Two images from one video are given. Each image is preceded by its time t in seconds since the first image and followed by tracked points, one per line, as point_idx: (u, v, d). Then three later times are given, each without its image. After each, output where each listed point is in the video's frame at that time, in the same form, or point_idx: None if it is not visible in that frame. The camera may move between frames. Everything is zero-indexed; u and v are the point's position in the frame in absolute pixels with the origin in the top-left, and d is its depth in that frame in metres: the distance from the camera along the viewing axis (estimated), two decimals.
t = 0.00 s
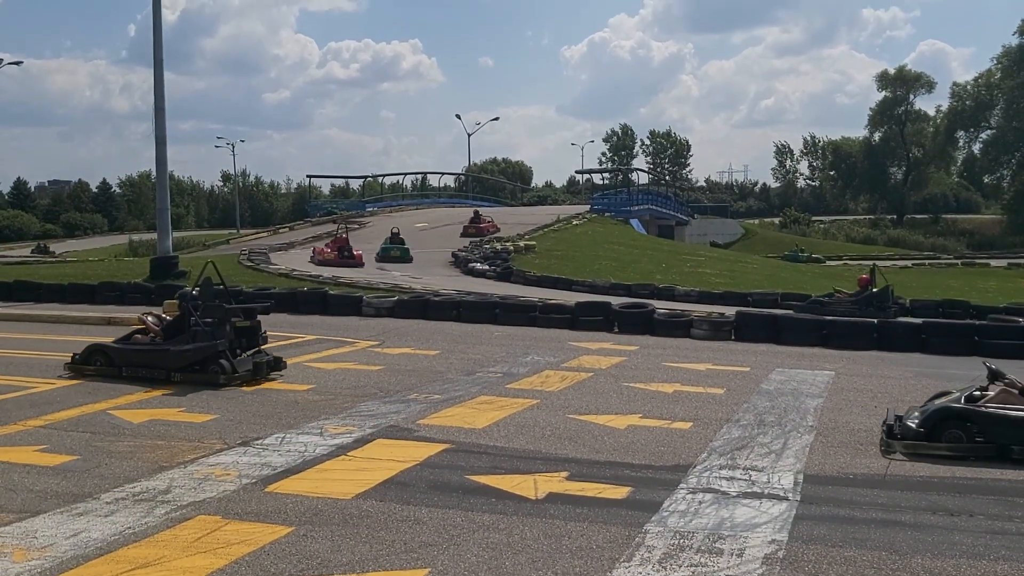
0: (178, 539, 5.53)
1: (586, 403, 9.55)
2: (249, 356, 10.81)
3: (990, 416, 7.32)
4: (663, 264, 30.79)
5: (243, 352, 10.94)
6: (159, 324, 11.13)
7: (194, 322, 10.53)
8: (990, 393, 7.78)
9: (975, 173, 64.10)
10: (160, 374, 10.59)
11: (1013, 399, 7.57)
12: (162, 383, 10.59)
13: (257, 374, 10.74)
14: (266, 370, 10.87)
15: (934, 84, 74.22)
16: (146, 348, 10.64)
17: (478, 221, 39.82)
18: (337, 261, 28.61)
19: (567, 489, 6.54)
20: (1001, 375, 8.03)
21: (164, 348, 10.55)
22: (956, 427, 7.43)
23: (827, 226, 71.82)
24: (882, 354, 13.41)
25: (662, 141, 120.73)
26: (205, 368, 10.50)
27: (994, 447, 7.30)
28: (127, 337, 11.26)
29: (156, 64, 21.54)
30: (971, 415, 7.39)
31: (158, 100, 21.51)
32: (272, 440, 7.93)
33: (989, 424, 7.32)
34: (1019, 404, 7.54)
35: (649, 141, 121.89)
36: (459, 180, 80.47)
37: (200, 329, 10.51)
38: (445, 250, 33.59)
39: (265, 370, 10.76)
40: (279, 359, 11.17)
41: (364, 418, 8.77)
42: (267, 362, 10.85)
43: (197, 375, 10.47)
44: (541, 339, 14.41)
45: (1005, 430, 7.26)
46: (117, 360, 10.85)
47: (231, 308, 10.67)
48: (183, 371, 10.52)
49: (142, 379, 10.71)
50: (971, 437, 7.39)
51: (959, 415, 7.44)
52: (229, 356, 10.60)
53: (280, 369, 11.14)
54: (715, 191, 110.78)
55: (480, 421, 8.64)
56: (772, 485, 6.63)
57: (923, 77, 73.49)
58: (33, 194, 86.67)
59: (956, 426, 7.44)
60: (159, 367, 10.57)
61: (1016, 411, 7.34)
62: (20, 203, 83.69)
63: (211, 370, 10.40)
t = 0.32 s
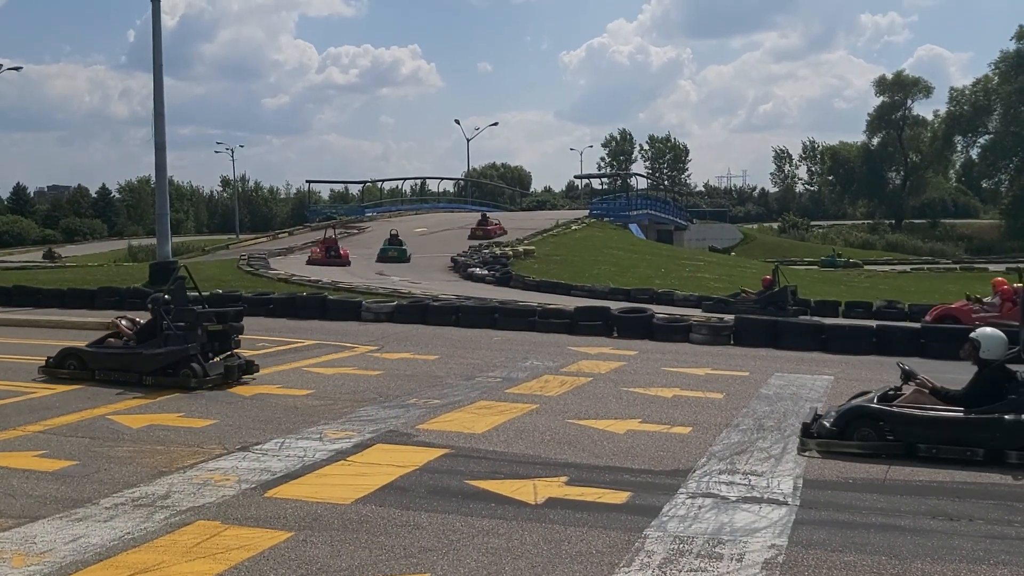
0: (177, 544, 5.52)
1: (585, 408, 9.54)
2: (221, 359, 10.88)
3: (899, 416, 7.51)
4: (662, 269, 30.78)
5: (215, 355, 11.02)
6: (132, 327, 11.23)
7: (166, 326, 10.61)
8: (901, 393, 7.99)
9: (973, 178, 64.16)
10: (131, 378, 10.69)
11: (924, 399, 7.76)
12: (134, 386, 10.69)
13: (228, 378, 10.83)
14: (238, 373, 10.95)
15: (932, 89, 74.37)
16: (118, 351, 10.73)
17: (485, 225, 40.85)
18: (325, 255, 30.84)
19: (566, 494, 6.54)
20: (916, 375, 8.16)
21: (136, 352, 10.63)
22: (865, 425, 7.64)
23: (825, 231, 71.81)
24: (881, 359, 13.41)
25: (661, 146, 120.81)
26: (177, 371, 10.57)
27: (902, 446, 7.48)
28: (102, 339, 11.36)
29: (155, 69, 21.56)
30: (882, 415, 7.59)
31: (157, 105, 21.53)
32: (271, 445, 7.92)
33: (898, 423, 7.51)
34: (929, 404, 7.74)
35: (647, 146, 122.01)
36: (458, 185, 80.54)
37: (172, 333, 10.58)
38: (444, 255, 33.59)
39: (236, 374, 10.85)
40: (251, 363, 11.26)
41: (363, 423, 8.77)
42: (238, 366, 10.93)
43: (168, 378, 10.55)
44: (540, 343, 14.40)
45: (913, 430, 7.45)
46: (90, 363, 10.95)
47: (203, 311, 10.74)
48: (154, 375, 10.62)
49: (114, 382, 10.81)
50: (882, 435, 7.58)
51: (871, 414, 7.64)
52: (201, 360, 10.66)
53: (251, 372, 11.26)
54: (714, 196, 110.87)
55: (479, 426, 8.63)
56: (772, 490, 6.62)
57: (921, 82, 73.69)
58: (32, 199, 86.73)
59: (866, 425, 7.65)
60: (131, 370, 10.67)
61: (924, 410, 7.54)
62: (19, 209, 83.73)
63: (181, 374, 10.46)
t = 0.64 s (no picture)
0: (175, 550, 5.50)
1: (585, 413, 9.53)
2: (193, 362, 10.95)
3: (811, 416, 7.74)
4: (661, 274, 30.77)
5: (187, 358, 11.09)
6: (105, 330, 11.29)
7: (137, 330, 10.69)
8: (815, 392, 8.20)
9: (972, 183, 64.23)
10: (103, 381, 10.81)
11: (837, 399, 7.97)
12: (105, 389, 10.82)
13: (199, 382, 10.89)
14: (209, 376, 11.03)
15: (930, 94, 74.47)
16: (89, 355, 10.83)
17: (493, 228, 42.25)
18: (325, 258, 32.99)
19: (566, 500, 6.53)
20: (828, 374, 8.33)
21: (108, 355, 10.73)
22: (779, 423, 7.88)
23: (824, 235, 71.83)
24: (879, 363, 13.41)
25: (660, 151, 120.84)
26: (147, 374, 10.68)
27: (812, 444, 7.72)
28: (74, 343, 11.44)
29: (154, 74, 21.57)
30: (795, 414, 7.81)
31: (156, 110, 21.54)
32: (270, 450, 7.91)
33: (810, 422, 7.74)
34: (841, 403, 7.95)
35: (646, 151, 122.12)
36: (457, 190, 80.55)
37: (143, 336, 10.66)
38: (443, 260, 33.58)
39: (207, 377, 10.92)
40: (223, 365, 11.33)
41: (362, 428, 8.76)
42: (209, 369, 11.00)
43: (139, 381, 10.67)
44: (539, 348, 14.39)
45: (823, 429, 7.69)
46: (62, 367, 11.06)
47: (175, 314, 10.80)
48: (125, 377, 10.74)
49: (86, 385, 10.94)
50: (795, 433, 7.84)
51: (783, 412, 7.89)
52: (172, 362, 10.74)
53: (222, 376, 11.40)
54: (713, 201, 110.92)
55: (478, 431, 8.62)
56: (772, 495, 6.62)
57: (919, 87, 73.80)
58: (30, 204, 86.70)
59: (780, 422, 7.89)
60: (102, 373, 10.79)
61: (835, 409, 7.77)
62: (18, 214, 83.71)
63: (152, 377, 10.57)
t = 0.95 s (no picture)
0: (175, 554, 5.50)
1: (584, 417, 9.53)
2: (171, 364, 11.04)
3: (737, 414, 7.95)
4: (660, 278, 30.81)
5: (166, 360, 11.18)
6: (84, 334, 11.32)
7: (115, 332, 10.77)
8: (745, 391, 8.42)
9: (970, 187, 64.30)
10: (81, 383, 10.90)
11: (766, 398, 8.18)
12: (83, 391, 10.90)
13: (177, 384, 10.97)
14: (187, 378, 11.04)
15: (929, 98, 74.61)
16: (68, 357, 10.89)
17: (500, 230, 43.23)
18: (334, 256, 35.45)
19: (565, 503, 6.52)
20: (758, 375, 8.54)
21: (86, 358, 10.81)
22: (708, 421, 8.09)
23: (823, 239, 71.88)
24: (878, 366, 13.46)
25: (659, 155, 120.99)
26: (125, 376, 10.78)
27: (738, 442, 7.93)
28: (54, 346, 11.46)
29: (154, 78, 21.59)
30: (723, 412, 8.03)
31: (155, 114, 21.56)
32: (269, 454, 7.90)
33: (737, 420, 7.96)
34: (769, 402, 8.16)
35: (645, 154, 122.30)
36: (456, 194, 80.62)
37: (121, 339, 10.77)
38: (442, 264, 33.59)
39: (185, 379, 10.96)
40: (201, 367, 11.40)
41: (361, 432, 8.76)
42: (187, 371, 11.02)
43: (118, 383, 10.76)
44: (539, 352, 14.40)
45: (749, 426, 7.91)
46: (41, 370, 11.08)
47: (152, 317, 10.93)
48: (103, 380, 10.82)
49: (66, 387, 11.00)
50: (723, 430, 8.04)
51: (711, 410, 8.09)
52: (150, 364, 10.86)
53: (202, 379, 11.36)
54: (712, 205, 111.05)
55: (477, 435, 8.61)
56: (770, 499, 6.62)
57: (917, 91, 73.96)
58: (30, 208, 86.75)
59: (709, 420, 8.10)
60: (80, 376, 10.87)
61: (761, 407, 7.98)
62: (17, 219, 83.71)
63: (130, 379, 10.69)
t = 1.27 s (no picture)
0: (171, 560, 5.48)
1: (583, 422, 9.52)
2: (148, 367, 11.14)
3: (664, 414, 8.16)
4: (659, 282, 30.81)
5: (144, 363, 11.29)
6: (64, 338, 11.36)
7: (92, 336, 10.83)
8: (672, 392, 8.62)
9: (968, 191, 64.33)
10: (59, 387, 10.99)
11: (692, 399, 8.40)
12: (61, 395, 10.99)
13: (154, 387, 11.06)
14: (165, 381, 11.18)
15: (927, 102, 74.70)
16: (45, 361, 10.98)
17: (508, 232, 44.07)
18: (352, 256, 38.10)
19: (563, 508, 6.51)
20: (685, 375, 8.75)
21: (64, 362, 10.89)
22: (634, 422, 8.30)
23: (822, 243, 71.88)
24: (877, 370, 13.45)
25: (658, 159, 121.12)
26: (102, 379, 10.86)
27: (663, 441, 8.13)
28: (33, 350, 11.54)
29: (152, 83, 21.59)
30: (650, 413, 8.24)
31: (154, 119, 21.56)
32: (266, 459, 7.89)
33: (663, 420, 8.17)
34: (695, 403, 8.38)
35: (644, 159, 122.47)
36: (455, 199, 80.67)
37: (98, 342, 10.84)
38: (440, 269, 33.57)
39: (163, 381, 11.09)
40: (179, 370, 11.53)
41: (359, 437, 8.74)
42: (164, 374, 11.16)
43: (95, 386, 10.84)
44: (537, 356, 14.39)
45: (674, 427, 8.13)
46: (20, 374, 11.18)
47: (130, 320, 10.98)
48: (80, 384, 10.91)
49: (44, 391, 11.09)
50: (650, 430, 8.24)
51: (639, 411, 8.30)
52: (127, 367, 10.95)
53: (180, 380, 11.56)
54: (711, 209, 111.18)
55: (475, 439, 8.60)
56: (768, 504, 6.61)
57: (915, 95, 74.08)
58: (28, 213, 86.79)
59: (637, 421, 8.30)
60: (58, 380, 10.95)
61: (686, 407, 8.20)
62: (16, 223, 83.72)
63: (107, 382, 10.77)
